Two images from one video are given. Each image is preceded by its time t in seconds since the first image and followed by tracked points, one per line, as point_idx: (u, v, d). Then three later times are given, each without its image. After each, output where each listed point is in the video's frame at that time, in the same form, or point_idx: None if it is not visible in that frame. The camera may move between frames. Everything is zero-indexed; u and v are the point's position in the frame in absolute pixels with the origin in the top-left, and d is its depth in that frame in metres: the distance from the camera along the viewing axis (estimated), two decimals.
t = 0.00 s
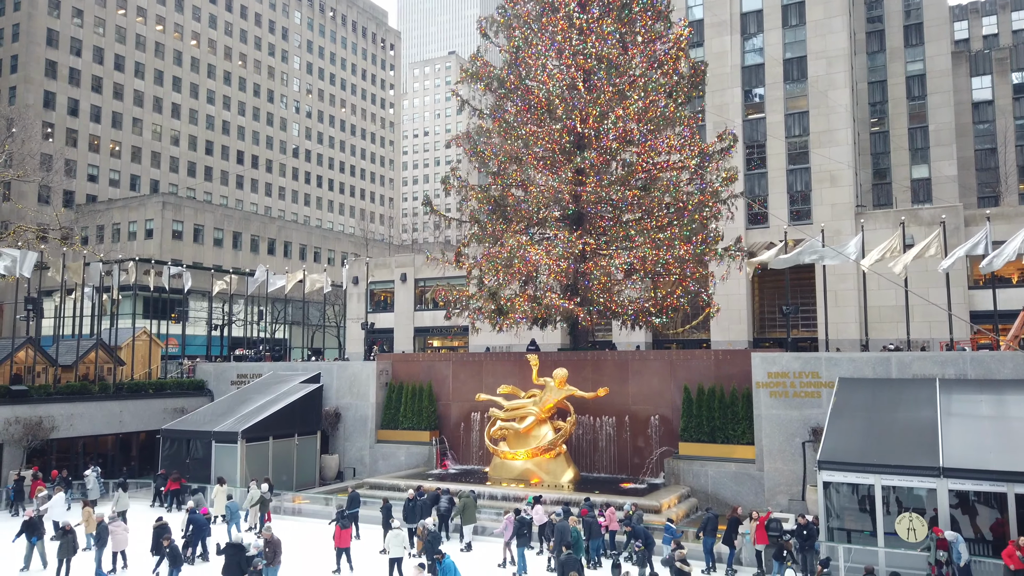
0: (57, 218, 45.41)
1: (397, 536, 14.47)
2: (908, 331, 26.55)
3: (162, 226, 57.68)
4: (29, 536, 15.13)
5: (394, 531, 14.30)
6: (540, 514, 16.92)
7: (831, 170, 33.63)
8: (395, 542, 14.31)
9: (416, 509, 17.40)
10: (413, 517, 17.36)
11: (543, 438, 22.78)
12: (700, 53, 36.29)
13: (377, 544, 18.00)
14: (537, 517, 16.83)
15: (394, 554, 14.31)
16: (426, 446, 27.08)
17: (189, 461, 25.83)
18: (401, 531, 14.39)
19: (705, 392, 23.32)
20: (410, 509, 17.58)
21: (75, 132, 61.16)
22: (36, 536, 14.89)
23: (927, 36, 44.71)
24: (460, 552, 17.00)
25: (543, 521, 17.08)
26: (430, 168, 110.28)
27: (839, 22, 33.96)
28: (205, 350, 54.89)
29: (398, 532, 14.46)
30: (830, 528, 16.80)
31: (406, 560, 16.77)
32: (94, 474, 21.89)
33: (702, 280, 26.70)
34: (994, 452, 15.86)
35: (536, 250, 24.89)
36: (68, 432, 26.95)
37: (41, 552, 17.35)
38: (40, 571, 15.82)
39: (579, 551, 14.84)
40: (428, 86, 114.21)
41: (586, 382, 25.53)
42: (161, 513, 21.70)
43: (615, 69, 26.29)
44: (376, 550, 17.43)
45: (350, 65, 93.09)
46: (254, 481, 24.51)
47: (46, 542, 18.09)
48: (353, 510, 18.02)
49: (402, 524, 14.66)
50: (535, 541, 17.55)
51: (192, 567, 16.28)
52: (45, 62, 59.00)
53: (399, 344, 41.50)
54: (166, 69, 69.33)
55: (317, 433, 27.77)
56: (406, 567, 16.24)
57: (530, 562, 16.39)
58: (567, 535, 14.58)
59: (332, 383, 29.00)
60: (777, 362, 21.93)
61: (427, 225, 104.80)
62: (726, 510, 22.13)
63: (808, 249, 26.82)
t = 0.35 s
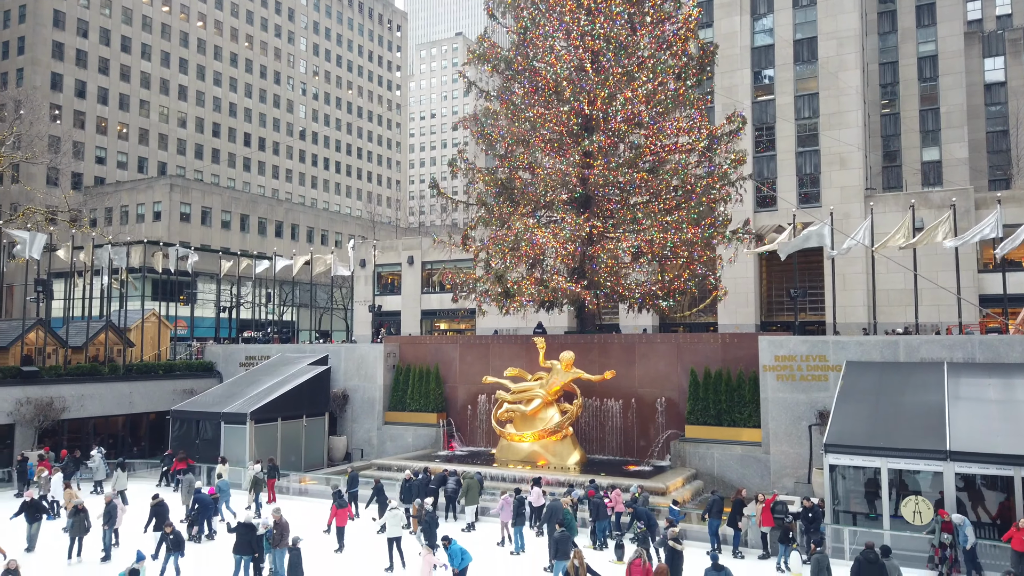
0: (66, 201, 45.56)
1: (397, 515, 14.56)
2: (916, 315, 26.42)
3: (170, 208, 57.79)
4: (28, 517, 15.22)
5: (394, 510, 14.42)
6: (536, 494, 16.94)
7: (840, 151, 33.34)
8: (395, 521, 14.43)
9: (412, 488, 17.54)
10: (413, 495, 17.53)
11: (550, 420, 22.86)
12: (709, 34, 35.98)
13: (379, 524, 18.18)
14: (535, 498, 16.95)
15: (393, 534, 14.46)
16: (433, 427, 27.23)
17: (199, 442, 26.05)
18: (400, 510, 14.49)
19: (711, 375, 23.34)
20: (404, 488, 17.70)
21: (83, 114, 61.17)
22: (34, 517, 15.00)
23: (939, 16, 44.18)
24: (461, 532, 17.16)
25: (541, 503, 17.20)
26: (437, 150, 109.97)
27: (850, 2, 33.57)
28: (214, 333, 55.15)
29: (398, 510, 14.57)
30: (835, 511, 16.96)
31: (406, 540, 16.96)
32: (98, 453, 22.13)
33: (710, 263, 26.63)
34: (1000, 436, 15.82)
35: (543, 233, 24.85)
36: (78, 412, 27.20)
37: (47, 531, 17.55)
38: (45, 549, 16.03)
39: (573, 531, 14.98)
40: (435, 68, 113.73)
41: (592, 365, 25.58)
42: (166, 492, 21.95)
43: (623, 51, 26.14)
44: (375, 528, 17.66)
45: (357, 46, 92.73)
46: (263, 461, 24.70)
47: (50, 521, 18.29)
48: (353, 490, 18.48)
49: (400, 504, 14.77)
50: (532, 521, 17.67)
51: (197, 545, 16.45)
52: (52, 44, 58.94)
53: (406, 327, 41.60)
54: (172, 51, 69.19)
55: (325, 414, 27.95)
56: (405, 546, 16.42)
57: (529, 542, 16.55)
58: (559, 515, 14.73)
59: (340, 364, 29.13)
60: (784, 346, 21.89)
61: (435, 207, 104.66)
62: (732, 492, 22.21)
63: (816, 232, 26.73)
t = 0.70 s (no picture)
0: (70, 189, 45.62)
1: (391, 501, 14.86)
2: (921, 305, 26.39)
3: (174, 196, 57.82)
4: (27, 507, 15.25)
5: (388, 496, 14.77)
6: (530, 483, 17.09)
7: (845, 140, 33.21)
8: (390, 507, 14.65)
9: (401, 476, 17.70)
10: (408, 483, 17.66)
11: (553, 409, 22.92)
12: (715, 22, 35.78)
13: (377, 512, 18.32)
14: (528, 486, 17.12)
15: (387, 519, 14.79)
16: (436, 416, 27.33)
17: (204, 430, 26.17)
18: (394, 497, 14.84)
19: (715, 365, 23.36)
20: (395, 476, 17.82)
21: (86, 102, 61.12)
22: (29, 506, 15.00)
23: (947, 4, 43.84)
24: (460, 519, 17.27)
25: (534, 490, 17.31)
26: (441, 139, 109.75)
27: None
28: (218, 321, 55.30)
29: (392, 497, 14.85)
30: (838, 500, 16.93)
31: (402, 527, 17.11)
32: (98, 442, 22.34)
33: (714, 253, 26.58)
34: (1004, 426, 15.84)
35: (547, 222, 24.82)
36: (84, 399, 27.35)
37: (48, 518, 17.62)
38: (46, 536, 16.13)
39: (564, 519, 15.16)
40: (439, 56, 113.32)
41: (596, 354, 25.61)
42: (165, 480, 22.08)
43: (628, 39, 26.04)
44: (370, 515, 17.85)
45: (360, 34, 92.45)
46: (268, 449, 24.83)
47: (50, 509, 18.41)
48: (348, 477, 18.80)
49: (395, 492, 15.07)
50: (526, 508, 17.82)
51: (200, 531, 16.64)
52: (56, 32, 58.83)
53: (409, 316, 41.67)
54: (176, 39, 69.01)
55: (330, 403, 28.05)
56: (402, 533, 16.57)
57: (522, 529, 16.70)
58: (549, 501, 14.87)
59: (343, 353, 29.20)
60: (788, 335, 21.87)
61: (438, 196, 104.57)
62: (734, 481, 22.28)
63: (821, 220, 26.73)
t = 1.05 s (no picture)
0: (73, 178, 45.63)
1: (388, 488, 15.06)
2: (924, 295, 26.34)
3: (176, 185, 57.79)
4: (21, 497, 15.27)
5: (384, 484, 14.98)
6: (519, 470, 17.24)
7: (850, 130, 33.09)
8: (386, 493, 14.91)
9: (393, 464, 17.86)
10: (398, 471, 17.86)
11: (556, 399, 22.97)
12: (719, 10, 35.59)
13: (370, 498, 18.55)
14: (519, 472, 17.26)
15: (384, 507, 14.98)
16: (439, 405, 27.41)
17: (207, 418, 26.24)
18: (389, 484, 15.03)
19: (717, 355, 23.37)
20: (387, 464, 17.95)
21: (89, 90, 61.01)
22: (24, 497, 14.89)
23: None
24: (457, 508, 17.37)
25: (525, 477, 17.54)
26: (444, 128, 109.58)
27: None
28: (221, 310, 55.39)
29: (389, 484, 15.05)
30: (840, 491, 16.79)
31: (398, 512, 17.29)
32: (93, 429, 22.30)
33: (717, 243, 26.51)
34: (1006, 416, 15.87)
35: (550, 212, 24.78)
36: (88, 388, 27.43)
37: (49, 506, 17.68)
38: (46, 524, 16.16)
39: (556, 505, 15.39)
40: (441, 44, 112.95)
41: (598, 345, 25.64)
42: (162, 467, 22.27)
43: (631, 27, 25.93)
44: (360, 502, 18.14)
45: (363, 23, 92.15)
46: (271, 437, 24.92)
47: (50, 497, 18.45)
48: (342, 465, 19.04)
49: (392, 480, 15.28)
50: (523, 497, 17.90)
51: (202, 518, 16.79)
52: (58, 20, 58.67)
53: (412, 305, 41.71)
54: (178, 27, 68.79)
55: (333, 392, 28.13)
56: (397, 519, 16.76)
57: (513, 516, 16.91)
58: (540, 487, 14.84)
59: (346, 342, 29.26)
60: (791, 326, 21.85)
61: (441, 186, 104.46)
62: (736, 471, 22.34)
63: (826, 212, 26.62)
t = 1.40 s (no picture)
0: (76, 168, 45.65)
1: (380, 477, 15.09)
2: (928, 288, 26.29)
3: (179, 175, 57.79)
4: (14, 489, 14.99)
5: (376, 474, 14.91)
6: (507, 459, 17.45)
7: (854, 121, 32.93)
8: (380, 483, 14.90)
9: (384, 453, 17.99)
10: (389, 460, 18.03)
11: (558, 389, 23.01)
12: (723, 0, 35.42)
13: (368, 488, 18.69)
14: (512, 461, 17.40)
15: (378, 496, 14.98)
16: (441, 396, 27.47)
17: (210, 408, 26.28)
18: (382, 473, 14.99)
19: (720, 347, 23.37)
20: (378, 452, 18.08)
21: (91, 80, 60.93)
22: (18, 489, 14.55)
23: None
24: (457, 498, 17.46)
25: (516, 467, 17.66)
26: (446, 119, 109.40)
27: None
28: (224, 300, 55.45)
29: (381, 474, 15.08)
30: (841, 482, 16.86)
31: (394, 501, 17.45)
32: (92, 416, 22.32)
33: (720, 235, 26.45)
34: (1009, 408, 15.86)
35: (553, 203, 24.75)
36: (92, 377, 27.54)
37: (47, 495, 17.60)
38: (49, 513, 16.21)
39: (548, 494, 15.56)
40: (444, 34, 112.52)
41: (600, 336, 25.67)
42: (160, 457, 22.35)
43: (635, 17, 25.83)
44: (353, 490, 18.37)
45: (366, 13, 91.84)
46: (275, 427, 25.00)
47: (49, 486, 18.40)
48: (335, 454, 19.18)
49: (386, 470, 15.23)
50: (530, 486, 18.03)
51: (203, 508, 16.89)
52: (60, 9, 58.54)
53: (415, 296, 41.74)
54: (180, 17, 68.60)
55: (335, 382, 28.21)
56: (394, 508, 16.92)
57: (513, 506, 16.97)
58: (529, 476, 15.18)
59: (349, 333, 29.32)
60: (793, 317, 21.84)
61: (444, 176, 104.29)
62: (737, 462, 22.41)
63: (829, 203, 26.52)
